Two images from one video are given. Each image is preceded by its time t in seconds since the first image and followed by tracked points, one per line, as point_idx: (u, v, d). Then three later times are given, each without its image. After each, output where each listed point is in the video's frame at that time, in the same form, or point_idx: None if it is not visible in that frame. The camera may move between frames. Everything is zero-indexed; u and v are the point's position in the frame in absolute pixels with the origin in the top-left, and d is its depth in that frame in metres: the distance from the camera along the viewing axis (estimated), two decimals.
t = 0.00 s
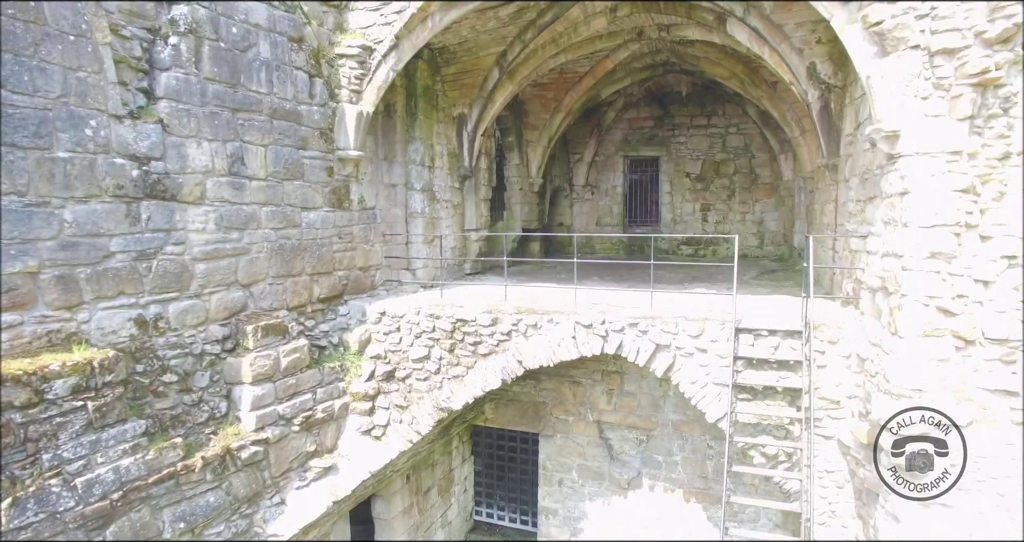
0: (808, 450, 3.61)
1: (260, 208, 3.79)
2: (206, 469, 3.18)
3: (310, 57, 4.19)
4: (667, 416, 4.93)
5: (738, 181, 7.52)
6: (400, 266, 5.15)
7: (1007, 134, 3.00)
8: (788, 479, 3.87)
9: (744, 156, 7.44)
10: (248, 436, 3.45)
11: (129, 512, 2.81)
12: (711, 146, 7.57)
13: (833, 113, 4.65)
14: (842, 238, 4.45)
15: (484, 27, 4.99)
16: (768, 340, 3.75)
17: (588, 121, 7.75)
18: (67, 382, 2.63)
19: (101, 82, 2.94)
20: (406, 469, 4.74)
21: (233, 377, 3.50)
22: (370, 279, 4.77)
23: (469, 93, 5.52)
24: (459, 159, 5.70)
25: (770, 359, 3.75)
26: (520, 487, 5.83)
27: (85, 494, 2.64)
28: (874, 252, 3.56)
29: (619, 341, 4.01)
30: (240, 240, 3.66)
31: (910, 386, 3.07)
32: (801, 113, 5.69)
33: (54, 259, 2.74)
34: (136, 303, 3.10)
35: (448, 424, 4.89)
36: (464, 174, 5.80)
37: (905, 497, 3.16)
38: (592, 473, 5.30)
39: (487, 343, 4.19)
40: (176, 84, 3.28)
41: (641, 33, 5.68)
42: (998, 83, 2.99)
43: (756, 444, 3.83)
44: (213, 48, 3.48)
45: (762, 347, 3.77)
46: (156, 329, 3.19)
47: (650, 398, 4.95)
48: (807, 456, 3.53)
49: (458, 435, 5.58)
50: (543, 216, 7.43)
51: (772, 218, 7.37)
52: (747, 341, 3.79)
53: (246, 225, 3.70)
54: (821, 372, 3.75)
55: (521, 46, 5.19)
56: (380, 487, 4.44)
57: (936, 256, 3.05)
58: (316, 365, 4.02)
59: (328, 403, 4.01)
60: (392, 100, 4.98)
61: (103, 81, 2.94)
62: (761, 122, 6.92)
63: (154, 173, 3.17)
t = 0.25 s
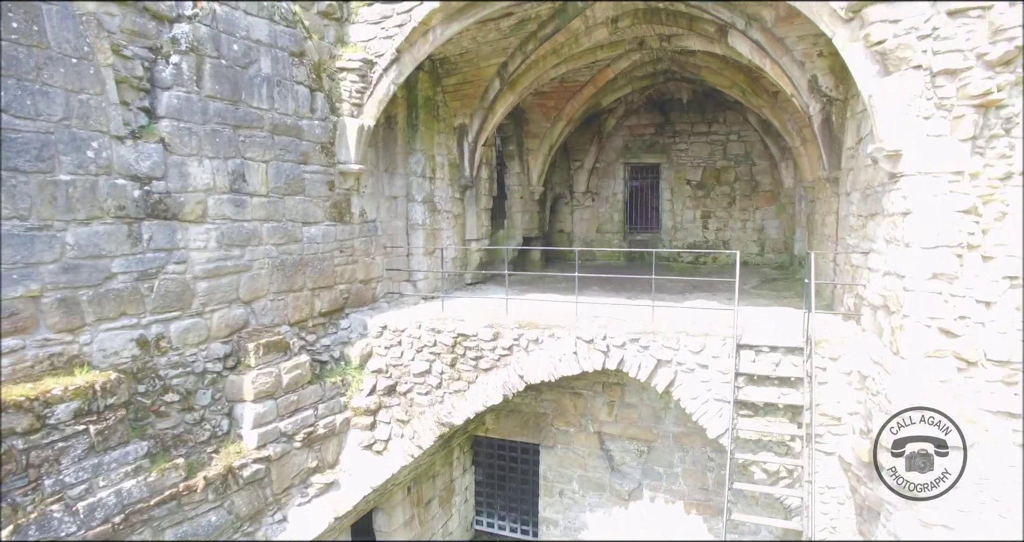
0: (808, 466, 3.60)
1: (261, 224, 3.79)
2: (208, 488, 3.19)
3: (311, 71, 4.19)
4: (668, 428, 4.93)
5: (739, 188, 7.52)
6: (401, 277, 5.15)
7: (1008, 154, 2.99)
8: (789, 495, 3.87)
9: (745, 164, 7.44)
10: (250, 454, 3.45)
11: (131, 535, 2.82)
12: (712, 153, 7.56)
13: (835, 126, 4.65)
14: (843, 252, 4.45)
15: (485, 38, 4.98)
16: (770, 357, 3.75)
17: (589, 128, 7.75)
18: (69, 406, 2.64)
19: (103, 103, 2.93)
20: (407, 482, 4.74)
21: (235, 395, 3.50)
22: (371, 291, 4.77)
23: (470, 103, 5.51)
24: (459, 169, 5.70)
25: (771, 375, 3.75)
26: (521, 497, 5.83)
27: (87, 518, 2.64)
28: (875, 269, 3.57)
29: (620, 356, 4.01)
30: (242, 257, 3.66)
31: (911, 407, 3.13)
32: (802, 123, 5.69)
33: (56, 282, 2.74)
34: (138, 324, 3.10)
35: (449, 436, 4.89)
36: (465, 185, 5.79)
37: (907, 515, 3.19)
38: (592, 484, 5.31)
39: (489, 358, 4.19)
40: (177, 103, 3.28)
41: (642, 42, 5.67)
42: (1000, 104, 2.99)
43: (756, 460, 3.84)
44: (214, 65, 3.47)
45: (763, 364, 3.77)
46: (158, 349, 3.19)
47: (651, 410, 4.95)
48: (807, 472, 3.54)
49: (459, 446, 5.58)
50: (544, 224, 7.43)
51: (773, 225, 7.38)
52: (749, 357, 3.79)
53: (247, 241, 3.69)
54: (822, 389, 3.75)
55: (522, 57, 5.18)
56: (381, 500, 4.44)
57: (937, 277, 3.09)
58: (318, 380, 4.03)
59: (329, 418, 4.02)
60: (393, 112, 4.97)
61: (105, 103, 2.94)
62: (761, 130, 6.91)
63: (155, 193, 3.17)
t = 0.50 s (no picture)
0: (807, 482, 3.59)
1: (262, 240, 3.80)
2: (210, 507, 3.20)
3: (312, 85, 4.19)
4: (668, 439, 4.93)
5: (739, 195, 7.52)
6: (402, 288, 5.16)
7: (1008, 174, 2.98)
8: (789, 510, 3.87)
9: (745, 171, 7.45)
10: (252, 471, 3.46)
11: None
12: (712, 160, 7.57)
13: (835, 139, 4.65)
14: (843, 265, 4.46)
15: (485, 49, 4.99)
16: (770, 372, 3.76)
17: (589, 135, 7.75)
18: (72, 429, 2.65)
19: (105, 124, 2.94)
20: (408, 494, 4.75)
21: (236, 411, 3.51)
22: (371, 303, 4.78)
23: (471, 113, 5.52)
24: (460, 179, 5.70)
25: (770, 391, 3.76)
26: (521, 507, 5.84)
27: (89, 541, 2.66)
28: (875, 286, 3.58)
29: (620, 371, 4.02)
30: (243, 273, 3.67)
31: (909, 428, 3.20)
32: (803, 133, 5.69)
33: (58, 304, 2.74)
34: (140, 343, 3.11)
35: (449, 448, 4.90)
36: (465, 195, 5.80)
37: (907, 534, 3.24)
38: (593, 494, 5.32)
39: (489, 372, 4.19)
40: (178, 122, 3.28)
41: (643, 52, 5.68)
42: (999, 124, 2.98)
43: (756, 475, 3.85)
44: (215, 83, 3.48)
45: (762, 379, 3.78)
46: (160, 367, 3.20)
47: (651, 421, 4.96)
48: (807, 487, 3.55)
49: (459, 456, 5.60)
50: (544, 231, 7.43)
51: (773, 232, 7.39)
52: (749, 373, 3.80)
53: (249, 257, 3.70)
54: (822, 404, 3.76)
55: (522, 68, 5.19)
56: (382, 513, 4.45)
57: (937, 296, 3.11)
58: (319, 395, 4.04)
59: (330, 433, 4.03)
60: (393, 124, 4.98)
61: (107, 124, 2.94)
62: (762, 138, 6.91)
63: (157, 212, 3.18)
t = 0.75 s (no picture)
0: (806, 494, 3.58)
1: (263, 253, 3.81)
2: (212, 521, 3.23)
3: (312, 98, 4.21)
4: (667, 448, 4.95)
5: (738, 201, 7.54)
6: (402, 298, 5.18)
7: (1005, 191, 2.99)
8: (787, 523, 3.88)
9: (744, 177, 7.46)
10: (253, 484, 3.48)
11: None
12: (712, 166, 7.58)
13: (834, 150, 4.67)
14: (842, 276, 4.48)
15: (485, 59, 5.00)
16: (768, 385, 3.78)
17: (589, 141, 7.76)
18: (74, 448, 2.67)
19: (107, 143, 2.96)
20: (408, 503, 4.77)
21: (237, 425, 3.53)
22: (372, 313, 4.80)
23: (471, 122, 5.52)
24: (460, 188, 5.71)
25: (769, 404, 3.77)
26: (521, 514, 5.87)
27: None
28: (872, 300, 3.60)
29: (619, 384, 4.04)
30: (244, 287, 3.69)
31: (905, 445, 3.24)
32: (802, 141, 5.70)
33: (61, 323, 2.76)
34: (142, 359, 3.12)
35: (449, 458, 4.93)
36: (465, 203, 5.81)
37: None
38: (592, 503, 5.34)
39: (489, 384, 4.22)
40: (180, 138, 3.30)
41: (643, 61, 5.68)
42: (996, 143, 3.00)
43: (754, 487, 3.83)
44: (216, 98, 3.49)
45: (761, 392, 3.80)
46: (162, 383, 3.22)
47: (650, 430, 4.98)
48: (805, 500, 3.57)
49: (459, 464, 5.62)
50: (544, 237, 7.44)
51: (772, 238, 7.40)
52: (747, 386, 3.82)
53: (249, 271, 3.72)
54: (820, 417, 3.78)
55: (522, 77, 5.20)
56: (382, 523, 4.47)
57: (935, 313, 3.13)
58: (319, 407, 4.06)
59: (330, 444, 4.06)
60: (393, 134, 4.99)
61: (109, 142, 2.96)
62: (761, 145, 6.93)
63: (158, 229, 3.19)
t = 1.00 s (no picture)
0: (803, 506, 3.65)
1: (262, 266, 3.83)
2: (211, 535, 3.25)
3: (311, 110, 4.22)
4: (665, 457, 4.97)
5: (737, 207, 7.55)
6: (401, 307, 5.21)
7: (1000, 207, 3.02)
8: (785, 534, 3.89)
9: (743, 183, 7.48)
10: (253, 497, 3.51)
11: None
12: (711, 172, 7.59)
13: (832, 161, 4.67)
14: (839, 287, 4.49)
15: (484, 69, 5.02)
16: (766, 397, 3.79)
17: (588, 146, 7.77)
18: (74, 465, 2.69)
19: (108, 160, 2.97)
20: (408, 512, 4.79)
21: (237, 438, 3.55)
22: (371, 323, 4.82)
23: (470, 131, 5.53)
24: (458, 196, 5.71)
25: (767, 416, 3.78)
26: (519, 521, 5.89)
27: None
28: (869, 313, 3.62)
29: (618, 395, 4.05)
30: (243, 300, 3.71)
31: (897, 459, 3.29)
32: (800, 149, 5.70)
33: (61, 341, 2.77)
34: (143, 374, 3.14)
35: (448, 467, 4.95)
36: (464, 211, 5.81)
37: None
38: (591, 510, 5.37)
39: (488, 395, 4.24)
40: (179, 154, 3.32)
41: (642, 69, 5.69)
42: (991, 160, 3.02)
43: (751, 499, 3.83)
44: (215, 113, 3.51)
45: (759, 404, 3.80)
46: (162, 398, 3.24)
47: (648, 439, 5.00)
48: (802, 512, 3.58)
49: (458, 472, 5.64)
50: (543, 243, 7.45)
51: (771, 245, 7.42)
52: (745, 398, 3.82)
53: (249, 284, 3.74)
54: (818, 429, 3.77)
55: (521, 87, 5.22)
56: (381, 533, 4.49)
57: (931, 329, 3.15)
58: (319, 418, 4.08)
59: (330, 455, 4.08)
60: (392, 144, 5.01)
61: (109, 160, 2.97)
62: (760, 151, 6.94)
63: (158, 245, 3.21)
